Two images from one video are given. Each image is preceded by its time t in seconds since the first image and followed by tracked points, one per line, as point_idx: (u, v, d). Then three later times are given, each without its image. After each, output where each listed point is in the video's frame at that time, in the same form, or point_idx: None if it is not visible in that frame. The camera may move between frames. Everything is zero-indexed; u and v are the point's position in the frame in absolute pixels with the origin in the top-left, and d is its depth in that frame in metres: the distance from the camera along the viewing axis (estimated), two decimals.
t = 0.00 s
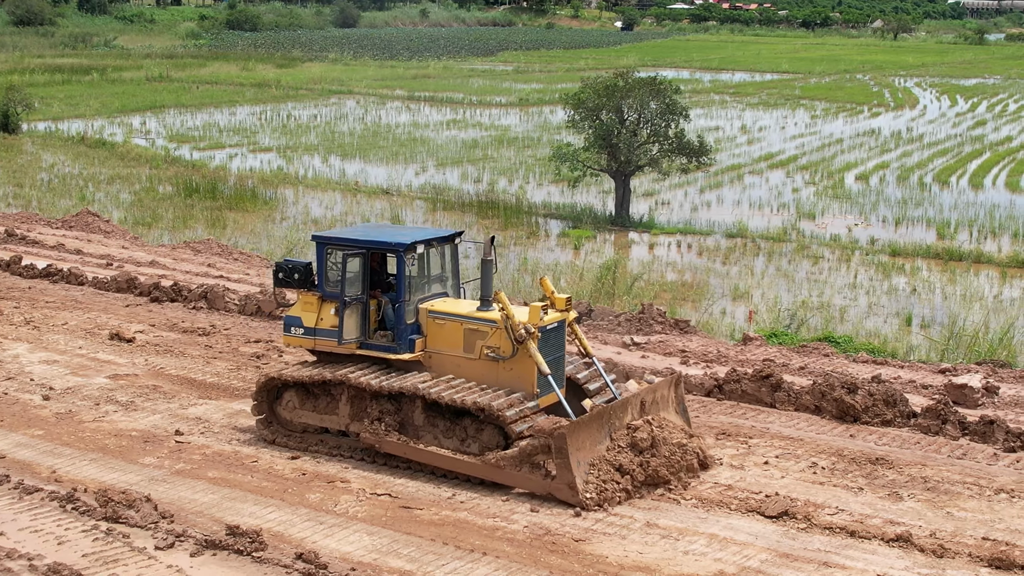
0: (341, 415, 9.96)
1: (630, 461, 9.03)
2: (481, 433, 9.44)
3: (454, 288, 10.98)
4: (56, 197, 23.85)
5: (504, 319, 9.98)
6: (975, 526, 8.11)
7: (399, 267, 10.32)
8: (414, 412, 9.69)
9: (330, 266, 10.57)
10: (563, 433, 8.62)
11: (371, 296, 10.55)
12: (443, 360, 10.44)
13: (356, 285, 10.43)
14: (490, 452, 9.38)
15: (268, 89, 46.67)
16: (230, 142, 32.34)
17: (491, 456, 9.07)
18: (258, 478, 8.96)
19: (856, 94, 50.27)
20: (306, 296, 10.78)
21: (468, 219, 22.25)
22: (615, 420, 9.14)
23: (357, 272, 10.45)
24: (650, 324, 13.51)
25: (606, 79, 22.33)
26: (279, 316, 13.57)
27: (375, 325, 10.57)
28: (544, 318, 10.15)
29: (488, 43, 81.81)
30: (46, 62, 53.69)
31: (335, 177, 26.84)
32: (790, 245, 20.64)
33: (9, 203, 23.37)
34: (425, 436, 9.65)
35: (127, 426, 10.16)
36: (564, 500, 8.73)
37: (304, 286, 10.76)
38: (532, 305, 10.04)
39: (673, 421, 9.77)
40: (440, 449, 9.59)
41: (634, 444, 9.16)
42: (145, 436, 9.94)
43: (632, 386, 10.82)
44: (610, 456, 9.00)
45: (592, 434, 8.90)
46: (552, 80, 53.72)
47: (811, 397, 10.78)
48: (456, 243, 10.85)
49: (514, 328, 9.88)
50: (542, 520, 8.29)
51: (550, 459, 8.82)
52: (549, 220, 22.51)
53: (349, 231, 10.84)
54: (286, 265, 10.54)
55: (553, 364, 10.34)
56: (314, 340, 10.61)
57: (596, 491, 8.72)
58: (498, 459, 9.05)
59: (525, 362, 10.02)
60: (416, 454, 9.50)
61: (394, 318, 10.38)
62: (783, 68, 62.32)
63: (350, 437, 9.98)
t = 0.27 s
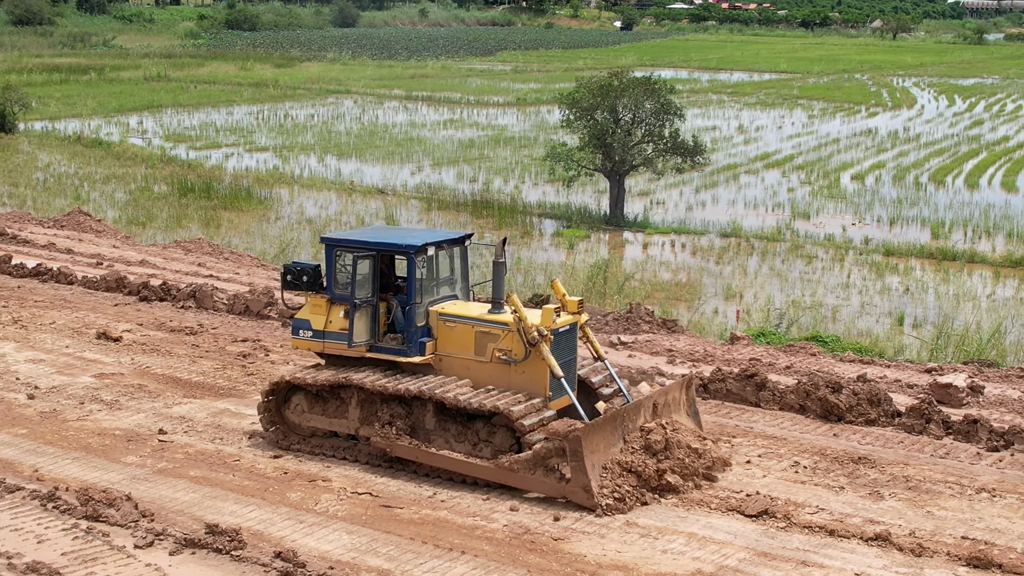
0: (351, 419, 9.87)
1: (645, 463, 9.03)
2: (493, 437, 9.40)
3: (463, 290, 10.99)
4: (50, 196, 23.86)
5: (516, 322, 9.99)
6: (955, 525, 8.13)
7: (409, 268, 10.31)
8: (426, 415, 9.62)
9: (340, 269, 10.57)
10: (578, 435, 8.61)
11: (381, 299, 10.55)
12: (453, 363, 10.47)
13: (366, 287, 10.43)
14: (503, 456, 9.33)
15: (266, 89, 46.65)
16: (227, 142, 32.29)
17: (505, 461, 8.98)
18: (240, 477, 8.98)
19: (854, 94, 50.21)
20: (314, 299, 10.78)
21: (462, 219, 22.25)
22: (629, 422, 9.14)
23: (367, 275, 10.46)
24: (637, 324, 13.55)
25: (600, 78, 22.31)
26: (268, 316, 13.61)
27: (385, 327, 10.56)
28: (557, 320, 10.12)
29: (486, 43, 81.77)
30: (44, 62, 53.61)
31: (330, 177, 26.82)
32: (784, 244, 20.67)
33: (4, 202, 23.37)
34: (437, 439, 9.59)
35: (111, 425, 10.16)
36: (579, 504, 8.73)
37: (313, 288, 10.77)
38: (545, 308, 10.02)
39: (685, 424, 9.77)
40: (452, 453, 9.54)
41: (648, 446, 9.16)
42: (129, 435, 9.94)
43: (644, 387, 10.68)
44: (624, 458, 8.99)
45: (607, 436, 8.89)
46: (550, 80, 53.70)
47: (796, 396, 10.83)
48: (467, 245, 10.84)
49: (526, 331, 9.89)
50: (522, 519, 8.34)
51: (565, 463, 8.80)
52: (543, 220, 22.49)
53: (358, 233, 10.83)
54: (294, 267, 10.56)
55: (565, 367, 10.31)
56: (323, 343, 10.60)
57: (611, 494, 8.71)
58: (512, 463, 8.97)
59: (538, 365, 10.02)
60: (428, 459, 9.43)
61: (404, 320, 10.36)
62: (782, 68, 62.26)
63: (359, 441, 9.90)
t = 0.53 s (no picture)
0: (351, 422, 9.83)
1: (649, 465, 8.96)
2: (495, 440, 9.40)
3: (463, 292, 11.00)
4: (42, 195, 23.90)
5: (519, 324, 10.00)
6: (924, 523, 8.19)
7: (410, 270, 10.31)
8: (428, 418, 9.59)
9: (340, 270, 10.55)
10: (582, 439, 8.52)
11: (381, 301, 10.54)
12: (456, 365, 10.48)
13: (367, 289, 10.42)
14: (505, 459, 9.32)
15: (262, 88, 46.65)
16: (221, 142, 32.24)
17: (508, 464, 8.97)
18: (212, 475, 9.04)
19: (851, 93, 50.09)
20: (313, 300, 10.76)
21: (454, 218, 22.26)
22: (633, 424, 9.05)
23: (367, 276, 10.45)
24: (617, 321, 13.70)
25: (592, 78, 22.32)
26: (250, 315, 13.65)
27: (386, 330, 10.56)
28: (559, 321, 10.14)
29: (484, 42, 81.71)
30: (40, 61, 53.57)
31: (323, 176, 26.82)
32: (775, 243, 20.70)
33: None
34: (439, 442, 9.57)
35: (85, 423, 10.18)
36: (583, 507, 8.67)
37: (312, 290, 10.73)
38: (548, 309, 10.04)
39: (689, 425, 9.71)
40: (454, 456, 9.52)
41: (652, 448, 9.08)
42: (103, 433, 9.97)
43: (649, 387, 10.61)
44: (627, 461, 8.91)
45: (611, 439, 8.81)
46: (547, 79, 53.68)
47: (773, 395, 10.89)
48: (466, 246, 10.85)
49: (529, 333, 9.91)
50: (492, 517, 8.43)
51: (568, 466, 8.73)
52: (534, 219, 22.48)
53: (358, 234, 10.82)
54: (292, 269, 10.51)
55: (568, 369, 10.33)
56: (323, 345, 10.59)
57: (614, 498, 8.64)
58: (515, 466, 8.94)
59: (540, 366, 10.05)
60: (430, 462, 9.39)
61: (405, 323, 10.36)
62: (779, 67, 62.20)
63: (360, 444, 9.86)
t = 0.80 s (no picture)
0: (343, 427, 9.76)
1: (643, 470, 8.88)
2: (488, 444, 9.33)
3: (455, 294, 10.86)
4: (31, 195, 23.88)
5: (511, 327, 9.90)
6: (884, 522, 8.28)
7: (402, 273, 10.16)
8: (419, 422, 9.54)
9: (330, 273, 10.35)
10: (576, 444, 8.44)
11: (372, 304, 10.38)
12: (447, 369, 10.35)
13: (358, 292, 10.26)
14: (498, 463, 9.26)
15: (257, 88, 46.67)
16: (214, 141, 32.20)
17: (501, 469, 8.91)
18: (173, 474, 9.12)
19: (846, 93, 50.10)
20: (303, 304, 10.58)
21: (443, 217, 22.28)
22: (626, 429, 8.99)
23: (358, 279, 10.28)
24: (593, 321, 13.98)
25: (580, 77, 22.31)
26: (225, 314, 13.71)
27: (377, 333, 10.40)
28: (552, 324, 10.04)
29: (481, 42, 81.69)
30: (36, 61, 53.59)
31: (313, 176, 26.82)
32: (763, 243, 20.72)
33: None
34: (430, 447, 9.51)
35: (51, 422, 10.21)
36: (575, 514, 8.56)
37: (302, 293, 10.53)
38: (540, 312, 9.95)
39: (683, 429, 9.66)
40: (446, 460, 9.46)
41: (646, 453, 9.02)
42: (68, 431, 10.01)
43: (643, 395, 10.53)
44: (622, 465, 8.84)
45: (604, 444, 8.74)
46: (543, 79, 53.67)
47: (741, 394, 10.97)
48: (458, 248, 10.71)
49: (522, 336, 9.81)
50: (449, 516, 8.52)
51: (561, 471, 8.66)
52: (522, 219, 22.46)
53: (347, 236, 10.66)
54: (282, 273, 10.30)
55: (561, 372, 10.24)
56: (313, 350, 10.43)
57: (609, 503, 8.56)
58: (508, 472, 8.88)
59: (532, 370, 9.94)
60: (423, 467, 9.33)
61: (397, 326, 10.20)
62: (776, 67, 62.17)
63: (351, 449, 9.79)
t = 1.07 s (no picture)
0: (326, 431, 9.69)
1: (630, 474, 8.86)
2: (473, 448, 9.31)
3: (441, 297, 10.77)
4: (18, 194, 23.91)
5: (496, 329, 9.85)
6: (834, 521, 8.37)
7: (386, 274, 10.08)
8: (404, 426, 9.49)
9: (314, 275, 10.32)
10: (560, 448, 8.41)
11: (357, 306, 10.31)
12: (431, 372, 10.28)
13: (342, 294, 10.20)
14: (483, 467, 9.24)
15: (250, 87, 46.72)
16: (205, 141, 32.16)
17: (487, 473, 8.89)
18: (127, 473, 9.22)
19: (839, 92, 50.11)
20: (287, 306, 10.54)
21: (429, 216, 22.31)
22: (612, 433, 9.00)
23: (343, 281, 10.22)
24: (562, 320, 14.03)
25: (567, 76, 22.31)
26: (194, 314, 13.74)
27: (361, 336, 10.33)
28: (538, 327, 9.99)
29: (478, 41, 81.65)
30: (32, 60, 53.63)
31: (302, 175, 26.84)
32: (747, 242, 20.74)
33: None
34: (415, 451, 9.47)
35: (10, 421, 10.29)
36: (562, 518, 8.55)
37: (286, 295, 10.50)
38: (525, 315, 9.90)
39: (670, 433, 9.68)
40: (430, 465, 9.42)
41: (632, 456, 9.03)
42: (26, 430, 10.08)
43: (629, 397, 10.64)
44: (608, 469, 8.84)
45: (590, 448, 8.72)
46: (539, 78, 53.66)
47: (704, 393, 11.04)
48: (444, 250, 10.63)
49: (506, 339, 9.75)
50: (399, 515, 8.63)
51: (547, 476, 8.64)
52: (508, 218, 22.45)
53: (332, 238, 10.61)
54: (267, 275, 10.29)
55: (546, 375, 10.18)
56: (297, 352, 10.41)
57: (595, 508, 8.53)
58: (493, 476, 8.87)
59: (518, 374, 9.87)
60: (407, 471, 9.28)
61: (381, 328, 10.13)
62: (772, 66, 62.13)
63: (334, 453, 9.74)
